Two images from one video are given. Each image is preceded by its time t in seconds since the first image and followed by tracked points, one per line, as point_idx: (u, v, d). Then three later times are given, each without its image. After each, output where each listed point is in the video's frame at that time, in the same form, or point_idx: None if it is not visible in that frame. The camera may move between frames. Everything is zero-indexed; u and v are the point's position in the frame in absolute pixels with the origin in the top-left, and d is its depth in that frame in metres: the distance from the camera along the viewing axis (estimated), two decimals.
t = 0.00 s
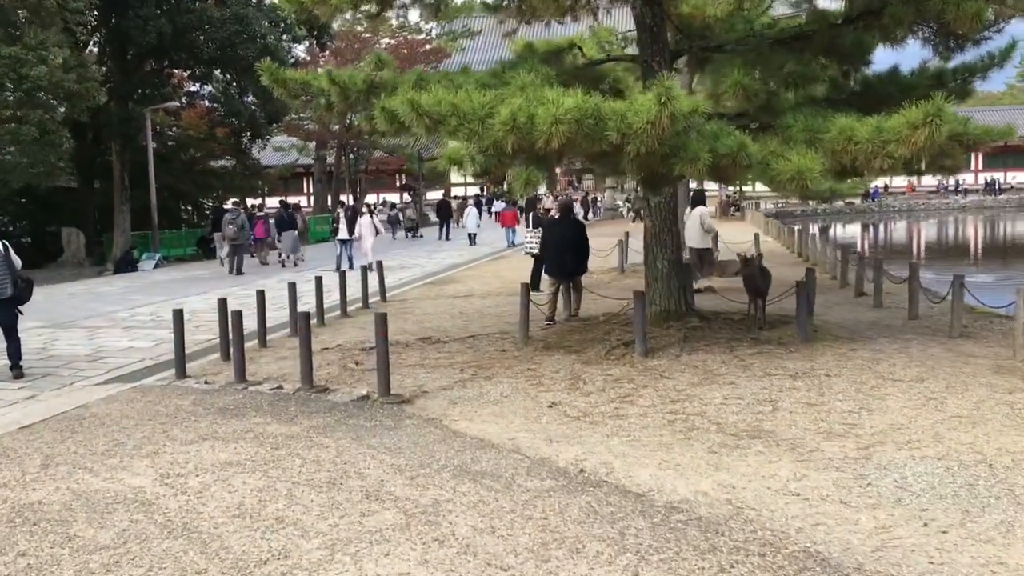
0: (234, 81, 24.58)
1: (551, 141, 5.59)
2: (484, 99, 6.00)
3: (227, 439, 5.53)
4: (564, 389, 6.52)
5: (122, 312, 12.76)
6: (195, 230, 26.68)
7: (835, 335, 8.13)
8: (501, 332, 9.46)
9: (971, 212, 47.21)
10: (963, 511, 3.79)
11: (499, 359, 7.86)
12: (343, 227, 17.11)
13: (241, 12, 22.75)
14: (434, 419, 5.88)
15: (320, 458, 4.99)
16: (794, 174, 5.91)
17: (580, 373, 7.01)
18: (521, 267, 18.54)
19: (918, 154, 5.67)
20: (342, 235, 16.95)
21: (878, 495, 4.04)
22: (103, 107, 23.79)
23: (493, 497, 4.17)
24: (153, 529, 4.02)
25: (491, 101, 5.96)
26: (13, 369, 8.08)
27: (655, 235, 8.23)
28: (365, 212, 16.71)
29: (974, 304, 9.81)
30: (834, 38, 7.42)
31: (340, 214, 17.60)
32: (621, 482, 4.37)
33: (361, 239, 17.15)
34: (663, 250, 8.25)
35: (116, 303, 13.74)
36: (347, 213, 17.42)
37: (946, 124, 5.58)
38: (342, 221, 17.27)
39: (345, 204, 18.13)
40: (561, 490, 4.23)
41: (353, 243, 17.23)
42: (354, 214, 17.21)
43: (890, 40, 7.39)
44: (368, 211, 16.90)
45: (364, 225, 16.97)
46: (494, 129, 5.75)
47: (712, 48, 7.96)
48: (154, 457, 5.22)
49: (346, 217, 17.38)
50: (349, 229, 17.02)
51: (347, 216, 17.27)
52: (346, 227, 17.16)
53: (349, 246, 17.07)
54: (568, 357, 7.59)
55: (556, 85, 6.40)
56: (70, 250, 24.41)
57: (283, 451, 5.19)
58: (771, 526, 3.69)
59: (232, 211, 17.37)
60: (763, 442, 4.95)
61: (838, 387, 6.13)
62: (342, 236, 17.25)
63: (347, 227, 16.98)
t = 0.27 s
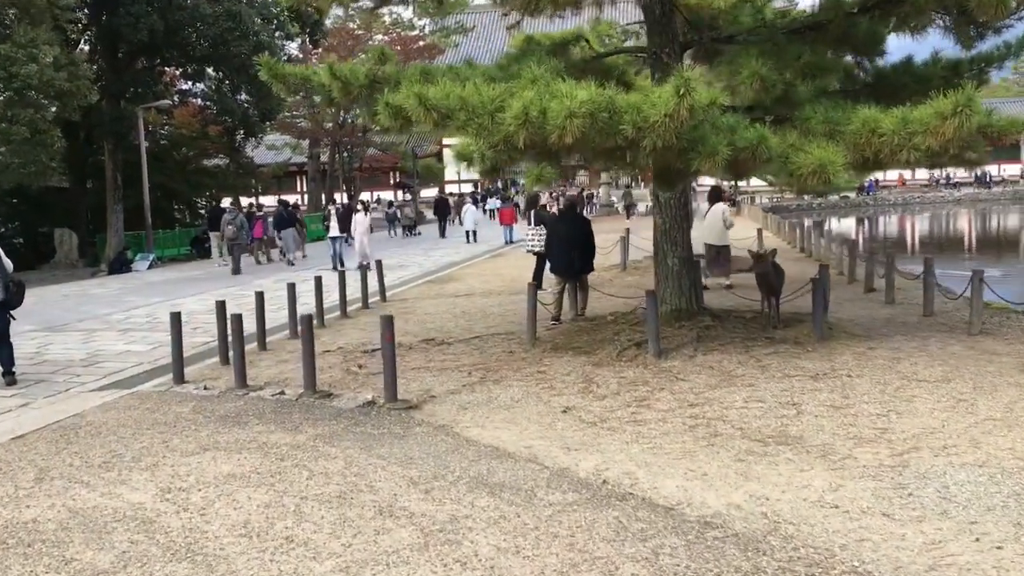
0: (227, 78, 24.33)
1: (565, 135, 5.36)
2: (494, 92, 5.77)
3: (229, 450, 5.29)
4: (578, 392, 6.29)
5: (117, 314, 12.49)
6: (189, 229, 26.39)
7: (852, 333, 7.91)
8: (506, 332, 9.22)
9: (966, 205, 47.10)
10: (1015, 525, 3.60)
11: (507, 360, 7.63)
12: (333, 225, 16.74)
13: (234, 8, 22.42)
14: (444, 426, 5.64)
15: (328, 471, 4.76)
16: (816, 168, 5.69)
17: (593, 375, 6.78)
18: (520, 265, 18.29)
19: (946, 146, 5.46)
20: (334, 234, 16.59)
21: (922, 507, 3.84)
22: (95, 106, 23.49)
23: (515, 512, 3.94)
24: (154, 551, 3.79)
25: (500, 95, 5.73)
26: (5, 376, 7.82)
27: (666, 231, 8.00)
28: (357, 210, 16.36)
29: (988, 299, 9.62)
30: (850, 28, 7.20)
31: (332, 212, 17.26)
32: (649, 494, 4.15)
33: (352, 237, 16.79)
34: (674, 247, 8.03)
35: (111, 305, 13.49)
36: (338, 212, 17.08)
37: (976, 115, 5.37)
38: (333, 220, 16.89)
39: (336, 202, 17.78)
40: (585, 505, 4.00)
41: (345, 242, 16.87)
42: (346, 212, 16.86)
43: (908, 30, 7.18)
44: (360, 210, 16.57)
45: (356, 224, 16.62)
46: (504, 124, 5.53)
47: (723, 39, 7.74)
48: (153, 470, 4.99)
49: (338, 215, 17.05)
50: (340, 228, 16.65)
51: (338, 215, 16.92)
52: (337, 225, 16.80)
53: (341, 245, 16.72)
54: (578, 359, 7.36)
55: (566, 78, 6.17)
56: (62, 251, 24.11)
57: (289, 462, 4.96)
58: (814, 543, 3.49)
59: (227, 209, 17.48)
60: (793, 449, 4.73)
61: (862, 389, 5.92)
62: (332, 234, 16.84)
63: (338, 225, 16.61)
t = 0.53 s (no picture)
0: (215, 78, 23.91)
1: (573, 127, 5.13)
2: (497, 83, 5.54)
3: (224, 462, 5.04)
4: (586, 395, 6.06)
5: (105, 319, 12.21)
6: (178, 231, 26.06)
7: (864, 329, 7.70)
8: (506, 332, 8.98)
9: (958, 198, 47.06)
10: None
11: (510, 362, 7.39)
12: (321, 226, 16.43)
13: (221, 6, 22.06)
14: (449, 433, 5.40)
15: (329, 484, 4.52)
16: (832, 159, 5.47)
17: (600, 376, 6.55)
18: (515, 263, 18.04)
19: (968, 133, 5.24)
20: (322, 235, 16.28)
21: (964, 515, 3.61)
22: (81, 107, 23.15)
23: (530, 527, 3.70)
24: None
25: (503, 86, 5.50)
26: None
27: (671, 226, 7.77)
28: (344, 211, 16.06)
29: (998, 292, 9.42)
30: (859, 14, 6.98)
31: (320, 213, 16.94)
32: (671, 505, 3.91)
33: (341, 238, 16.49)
34: (680, 243, 7.81)
35: (99, 309, 13.21)
36: (325, 213, 16.77)
37: (1001, 100, 5.15)
38: (321, 221, 16.59)
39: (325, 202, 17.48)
40: (604, 518, 3.76)
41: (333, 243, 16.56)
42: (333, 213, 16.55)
43: (919, 16, 6.96)
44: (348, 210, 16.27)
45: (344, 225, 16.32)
46: (508, 115, 5.30)
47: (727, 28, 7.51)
48: (144, 485, 4.74)
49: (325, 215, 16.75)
50: (328, 229, 16.34)
51: (326, 216, 16.61)
52: (325, 227, 16.49)
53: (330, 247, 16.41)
54: (584, 360, 7.12)
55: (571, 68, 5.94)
56: (50, 255, 23.77)
57: (288, 475, 4.71)
58: (854, 559, 3.26)
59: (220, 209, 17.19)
60: (818, 454, 4.50)
61: (883, 387, 5.69)
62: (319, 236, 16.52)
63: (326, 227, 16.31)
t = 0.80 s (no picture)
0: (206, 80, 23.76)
1: (584, 122, 4.88)
2: (503, 77, 5.28)
3: (222, 477, 4.78)
4: (599, 402, 5.81)
5: (98, 325, 11.93)
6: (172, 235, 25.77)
7: (881, 329, 7.45)
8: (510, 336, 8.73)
9: (955, 194, 46.92)
10: None
11: (517, 367, 7.14)
12: (314, 228, 16.16)
13: (212, 8, 21.72)
14: (457, 444, 5.15)
15: (333, 500, 4.26)
16: (854, 153, 5.22)
17: (612, 382, 6.29)
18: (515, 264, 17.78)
19: (998, 124, 5.00)
20: (315, 237, 15.99)
21: (1017, 532, 3.37)
22: (72, 110, 22.84)
23: (552, 549, 3.45)
24: None
25: (510, 80, 5.25)
26: None
27: (680, 225, 7.52)
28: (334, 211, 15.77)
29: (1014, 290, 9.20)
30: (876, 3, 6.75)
31: (313, 214, 16.65)
32: (701, 522, 3.67)
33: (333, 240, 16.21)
34: (690, 242, 7.56)
35: (92, 315, 12.93)
36: (318, 214, 16.50)
37: None
38: (313, 222, 16.31)
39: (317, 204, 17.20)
40: (631, 537, 3.51)
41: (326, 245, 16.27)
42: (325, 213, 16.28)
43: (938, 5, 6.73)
44: (339, 211, 15.98)
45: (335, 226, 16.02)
46: (516, 111, 5.05)
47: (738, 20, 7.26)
48: (137, 503, 4.48)
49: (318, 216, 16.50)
50: (320, 231, 16.06)
51: (319, 216, 16.33)
52: (317, 228, 16.22)
53: (322, 249, 16.12)
54: (593, 364, 6.87)
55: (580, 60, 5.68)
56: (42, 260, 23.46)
57: (289, 491, 4.45)
58: None
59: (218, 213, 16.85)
60: (851, 464, 4.26)
61: (910, 392, 5.45)
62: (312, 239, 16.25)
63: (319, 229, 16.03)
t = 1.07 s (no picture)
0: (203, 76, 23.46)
1: (606, 108, 4.64)
2: (520, 61, 5.05)
3: (226, 483, 4.55)
4: (618, 402, 5.58)
5: (95, 322, 11.70)
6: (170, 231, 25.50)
7: (904, 326, 7.22)
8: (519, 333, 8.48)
9: (956, 189, 46.71)
10: None
11: (529, 365, 6.91)
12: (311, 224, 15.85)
13: (210, 2, 21.47)
14: (472, 447, 4.91)
15: (345, 509, 4.03)
16: (888, 142, 4.98)
17: (631, 380, 6.04)
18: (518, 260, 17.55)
19: None
20: (312, 234, 15.67)
21: None
22: (68, 105, 22.57)
23: (584, 563, 3.23)
24: None
25: (527, 65, 5.02)
26: None
27: (697, 218, 7.27)
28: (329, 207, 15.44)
29: None
30: None
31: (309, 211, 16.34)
32: (741, 534, 3.44)
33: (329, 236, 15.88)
34: (706, 236, 7.32)
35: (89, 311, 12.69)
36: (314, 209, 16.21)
37: None
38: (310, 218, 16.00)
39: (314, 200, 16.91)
40: (669, 551, 3.28)
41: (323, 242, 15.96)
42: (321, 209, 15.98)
43: None
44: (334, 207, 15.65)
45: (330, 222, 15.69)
46: (534, 96, 4.82)
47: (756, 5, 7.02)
48: (137, 511, 4.24)
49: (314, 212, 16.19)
50: (316, 227, 15.73)
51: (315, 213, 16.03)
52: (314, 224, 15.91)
53: (318, 246, 15.75)
54: (608, 362, 6.64)
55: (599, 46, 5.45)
56: (38, 257, 23.19)
57: (298, 498, 4.22)
58: None
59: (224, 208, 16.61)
60: (893, 470, 4.04)
61: (944, 391, 5.23)
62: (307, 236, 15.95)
63: (315, 225, 15.72)
